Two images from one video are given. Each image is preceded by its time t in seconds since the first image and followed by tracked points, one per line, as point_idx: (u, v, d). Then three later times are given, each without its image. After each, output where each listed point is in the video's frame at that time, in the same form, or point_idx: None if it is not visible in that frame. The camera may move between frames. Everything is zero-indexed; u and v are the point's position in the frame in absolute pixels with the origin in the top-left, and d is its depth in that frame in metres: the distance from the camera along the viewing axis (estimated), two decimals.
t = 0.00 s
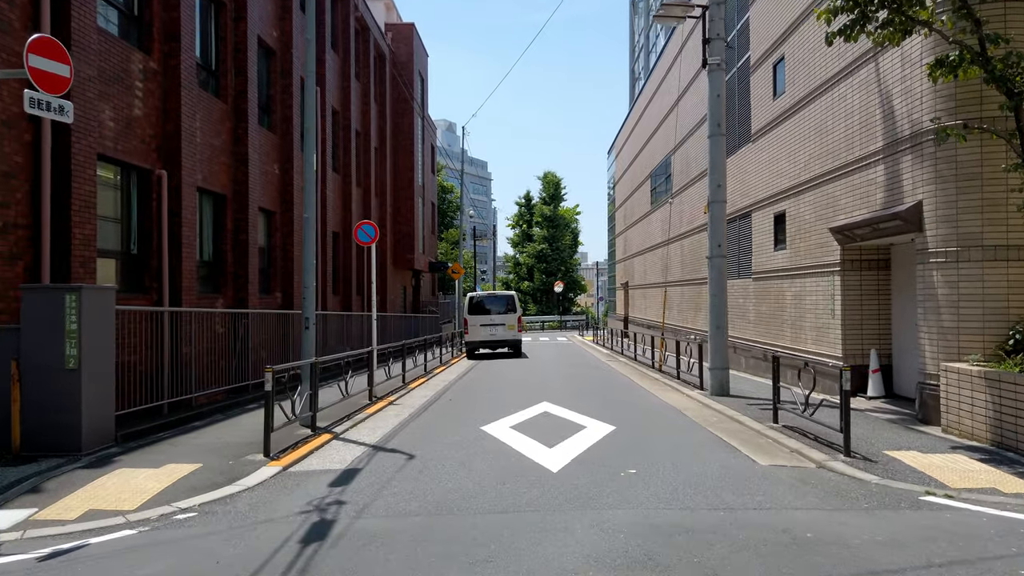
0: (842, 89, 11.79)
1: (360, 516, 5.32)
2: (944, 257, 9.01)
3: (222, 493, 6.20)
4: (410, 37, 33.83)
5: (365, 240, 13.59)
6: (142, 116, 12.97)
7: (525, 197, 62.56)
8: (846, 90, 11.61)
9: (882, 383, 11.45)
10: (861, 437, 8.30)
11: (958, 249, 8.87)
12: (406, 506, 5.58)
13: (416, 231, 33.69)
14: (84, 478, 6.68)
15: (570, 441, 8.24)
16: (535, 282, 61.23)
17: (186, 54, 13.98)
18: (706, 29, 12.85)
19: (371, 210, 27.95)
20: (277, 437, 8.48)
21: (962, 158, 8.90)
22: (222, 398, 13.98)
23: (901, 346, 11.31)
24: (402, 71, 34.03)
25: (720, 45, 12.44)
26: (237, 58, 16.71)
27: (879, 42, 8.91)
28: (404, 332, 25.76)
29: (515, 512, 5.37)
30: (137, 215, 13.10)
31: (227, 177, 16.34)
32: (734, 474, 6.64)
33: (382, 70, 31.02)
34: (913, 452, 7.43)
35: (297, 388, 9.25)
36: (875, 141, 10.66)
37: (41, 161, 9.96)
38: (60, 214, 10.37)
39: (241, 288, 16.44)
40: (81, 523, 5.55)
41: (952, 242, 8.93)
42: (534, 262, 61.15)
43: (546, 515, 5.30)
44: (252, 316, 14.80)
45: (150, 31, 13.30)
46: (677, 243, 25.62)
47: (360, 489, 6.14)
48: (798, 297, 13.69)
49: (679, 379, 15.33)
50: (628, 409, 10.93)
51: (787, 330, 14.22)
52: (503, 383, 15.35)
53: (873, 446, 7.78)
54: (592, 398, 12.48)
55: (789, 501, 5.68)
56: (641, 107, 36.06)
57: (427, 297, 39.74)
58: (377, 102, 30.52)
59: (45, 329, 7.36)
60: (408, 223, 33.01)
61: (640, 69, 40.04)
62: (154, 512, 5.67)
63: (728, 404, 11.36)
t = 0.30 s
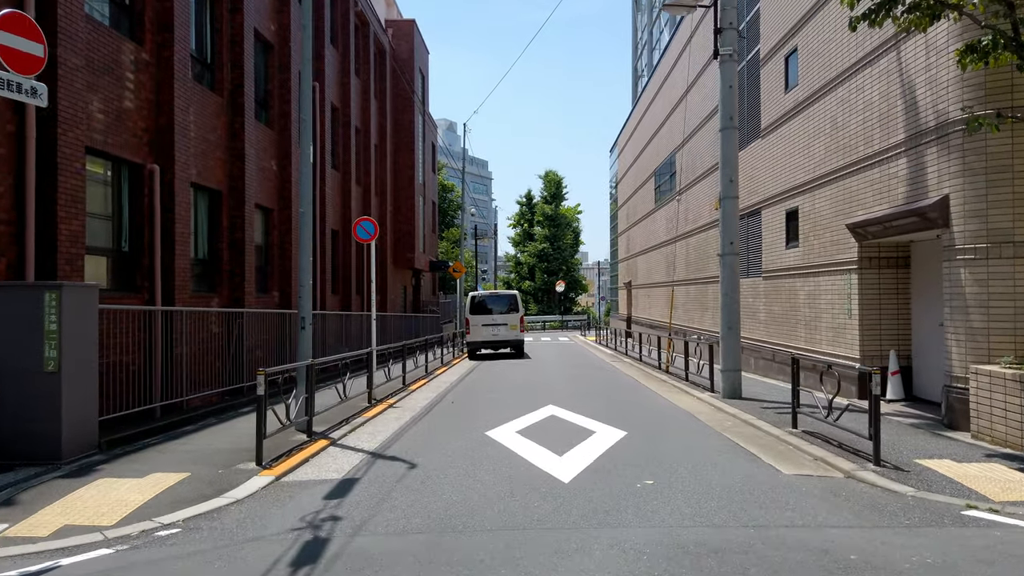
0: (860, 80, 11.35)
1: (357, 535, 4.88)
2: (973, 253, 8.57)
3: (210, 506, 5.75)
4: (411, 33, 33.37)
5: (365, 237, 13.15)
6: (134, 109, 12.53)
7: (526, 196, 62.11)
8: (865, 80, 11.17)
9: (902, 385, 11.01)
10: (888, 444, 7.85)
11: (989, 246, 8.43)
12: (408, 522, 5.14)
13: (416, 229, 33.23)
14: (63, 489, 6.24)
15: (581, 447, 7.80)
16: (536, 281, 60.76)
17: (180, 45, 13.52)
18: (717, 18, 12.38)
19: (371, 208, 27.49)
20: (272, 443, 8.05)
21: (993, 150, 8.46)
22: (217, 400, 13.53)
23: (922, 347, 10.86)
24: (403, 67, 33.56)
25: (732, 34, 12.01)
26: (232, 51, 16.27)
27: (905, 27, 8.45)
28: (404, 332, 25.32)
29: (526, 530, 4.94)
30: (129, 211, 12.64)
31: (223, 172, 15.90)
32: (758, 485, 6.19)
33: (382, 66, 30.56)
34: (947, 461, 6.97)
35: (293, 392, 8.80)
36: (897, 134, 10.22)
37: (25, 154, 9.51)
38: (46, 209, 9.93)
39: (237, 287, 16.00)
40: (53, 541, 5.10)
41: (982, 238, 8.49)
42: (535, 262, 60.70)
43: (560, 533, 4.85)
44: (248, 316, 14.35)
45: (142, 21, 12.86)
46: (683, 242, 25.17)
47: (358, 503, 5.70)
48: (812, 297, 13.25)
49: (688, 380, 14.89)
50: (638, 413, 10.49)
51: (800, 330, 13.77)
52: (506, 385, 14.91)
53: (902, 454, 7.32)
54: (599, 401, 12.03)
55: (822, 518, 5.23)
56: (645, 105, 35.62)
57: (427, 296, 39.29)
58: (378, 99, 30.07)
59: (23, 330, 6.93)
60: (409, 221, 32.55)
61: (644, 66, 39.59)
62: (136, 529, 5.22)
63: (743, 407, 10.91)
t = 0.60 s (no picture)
0: (878, 70, 10.91)
1: (347, 557, 4.43)
2: (1002, 250, 8.13)
3: (190, 521, 5.30)
4: (411, 29, 32.91)
5: (362, 233, 12.70)
6: (123, 101, 12.07)
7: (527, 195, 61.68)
8: (883, 70, 10.73)
9: (922, 388, 10.56)
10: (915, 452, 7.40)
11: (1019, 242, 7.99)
12: (403, 542, 4.69)
13: (416, 227, 32.78)
14: (33, 501, 5.79)
15: (589, 455, 7.35)
16: (537, 280, 60.31)
17: (171, 35, 13.06)
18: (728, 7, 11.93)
19: (370, 205, 27.04)
20: (261, 449, 7.60)
21: None
22: (210, 403, 13.06)
23: (942, 348, 10.42)
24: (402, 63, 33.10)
25: (744, 23, 11.56)
26: (226, 42, 15.82)
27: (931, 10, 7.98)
28: (404, 332, 24.87)
29: (534, 551, 4.48)
30: (118, 206, 12.19)
31: (216, 167, 15.45)
32: (783, 499, 5.74)
33: (382, 61, 30.10)
34: (981, 471, 6.52)
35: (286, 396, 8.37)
36: (918, 125, 9.78)
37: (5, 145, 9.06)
38: (27, 203, 9.49)
39: (232, 286, 15.55)
40: (15, 561, 4.64)
41: (1012, 233, 8.05)
42: (536, 260, 60.25)
43: (572, 556, 4.40)
44: (243, 315, 13.89)
45: (130, 9, 12.40)
46: (688, 241, 24.71)
47: (350, 519, 5.25)
48: (825, 296, 12.81)
49: (696, 381, 14.44)
50: (647, 417, 10.04)
51: (812, 331, 13.33)
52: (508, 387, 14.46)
53: (932, 463, 6.87)
54: (605, 404, 11.59)
55: (858, 537, 4.78)
56: (647, 101, 35.16)
57: (427, 295, 38.86)
58: (377, 95, 29.62)
59: None
60: (408, 219, 32.10)
61: (646, 62, 39.13)
62: (106, 547, 4.77)
63: (755, 411, 10.47)
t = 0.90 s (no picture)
0: (895, 60, 10.45)
1: None
2: None
3: (164, 544, 4.85)
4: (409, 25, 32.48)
5: (358, 231, 12.25)
6: (110, 94, 11.62)
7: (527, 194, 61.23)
8: (901, 60, 10.27)
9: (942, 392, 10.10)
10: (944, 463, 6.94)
11: None
12: (396, 571, 4.23)
13: (415, 226, 32.32)
14: None
15: (597, 467, 6.90)
16: (537, 280, 59.85)
17: (161, 26, 12.60)
18: None
19: (368, 204, 26.59)
20: (247, 460, 7.15)
21: None
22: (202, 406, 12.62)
23: (964, 350, 9.96)
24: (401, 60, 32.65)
25: (755, 12, 11.10)
26: (219, 35, 15.36)
27: None
28: (403, 333, 24.41)
29: None
30: (105, 203, 11.73)
31: (209, 164, 15.00)
32: (811, 518, 5.29)
33: (381, 58, 29.66)
34: (1019, 485, 6.06)
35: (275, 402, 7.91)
36: (940, 117, 9.33)
37: None
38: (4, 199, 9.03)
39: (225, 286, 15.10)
40: None
41: None
42: (536, 260, 59.79)
43: None
44: (236, 316, 13.44)
45: None
46: (692, 239, 24.24)
47: (339, 542, 4.80)
48: (838, 296, 12.35)
49: (704, 384, 13.97)
50: (655, 423, 9.59)
51: (825, 332, 12.87)
52: (509, 390, 14.00)
53: (965, 476, 6.41)
54: (611, 409, 11.13)
55: (899, 565, 4.32)
56: (649, 99, 34.70)
57: (427, 295, 38.41)
58: (375, 92, 29.17)
59: None
60: (408, 218, 31.69)
61: (648, 59, 38.68)
62: (68, 575, 4.31)
63: (769, 416, 10.01)
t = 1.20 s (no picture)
0: (912, 51, 10.02)
1: None
2: None
3: (133, 571, 4.39)
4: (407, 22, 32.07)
5: (353, 229, 11.79)
6: (94, 86, 11.16)
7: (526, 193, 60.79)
8: (920, 50, 9.84)
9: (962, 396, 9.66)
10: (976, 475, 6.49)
11: None
12: None
13: (413, 225, 31.87)
14: None
15: (605, 479, 6.46)
16: (536, 279, 59.39)
17: (148, 16, 12.14)
18: None
19: (365, 203, 26.12)
20: (231, 472, 6.70)
21: None
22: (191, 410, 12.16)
23: (986, 353, 9.52)
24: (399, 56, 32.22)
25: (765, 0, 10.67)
26: (209, 27, 14.90)
27: None
28: (400, 333, 23.95)
29: None
30: (90, 199, 11.25)
31: (199, 159, 14.53)
32: (842, 540, 4.85)
33: (378, 54, 29.21)
34: None
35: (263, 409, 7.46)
36: (961, 109, 8.90)
37: None
38: None
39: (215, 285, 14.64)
40: None
41: None
42: (535, 260, 59.34)
43: None
44: (228, 317, 12.97)
45: None
46: (694, 239, 23.79)
47: (325, 569, 4.34)
48: (850, 297, 11.92)
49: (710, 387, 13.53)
50: (663, 430, 9.15)
51: (835, 334, 12.44)
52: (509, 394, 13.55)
53: (1001, 491, 5.96)
54: (615, 414, 10.68)
55: None
56: (650, 96, 34.25)
57: (424, 295, 37.97)
58: (372, 89, 28.72)
59: None
60: (405, 217, 31.23)
61: (648, 57, 38.25)
62: None
63: (781, 422, 9.57)
